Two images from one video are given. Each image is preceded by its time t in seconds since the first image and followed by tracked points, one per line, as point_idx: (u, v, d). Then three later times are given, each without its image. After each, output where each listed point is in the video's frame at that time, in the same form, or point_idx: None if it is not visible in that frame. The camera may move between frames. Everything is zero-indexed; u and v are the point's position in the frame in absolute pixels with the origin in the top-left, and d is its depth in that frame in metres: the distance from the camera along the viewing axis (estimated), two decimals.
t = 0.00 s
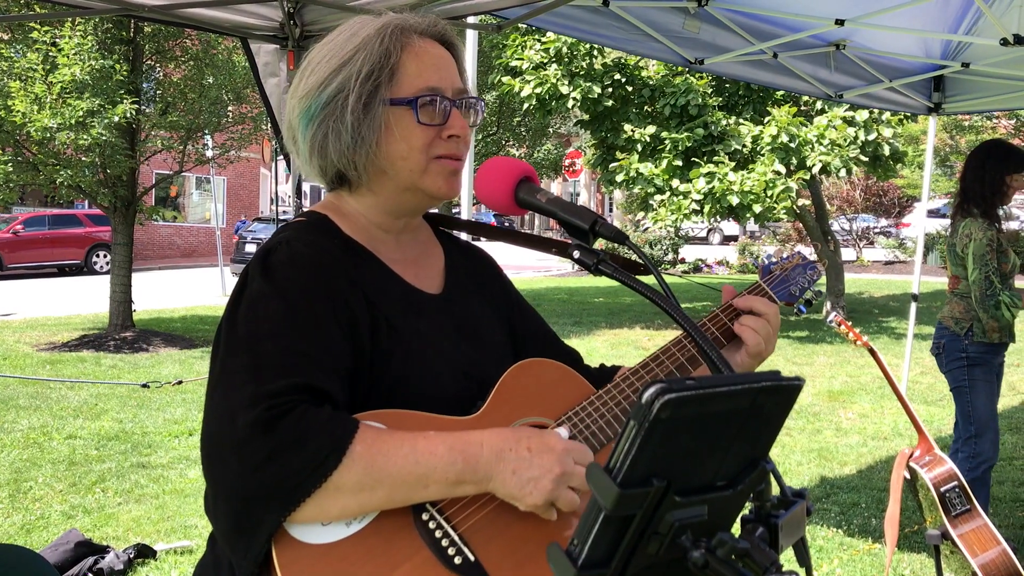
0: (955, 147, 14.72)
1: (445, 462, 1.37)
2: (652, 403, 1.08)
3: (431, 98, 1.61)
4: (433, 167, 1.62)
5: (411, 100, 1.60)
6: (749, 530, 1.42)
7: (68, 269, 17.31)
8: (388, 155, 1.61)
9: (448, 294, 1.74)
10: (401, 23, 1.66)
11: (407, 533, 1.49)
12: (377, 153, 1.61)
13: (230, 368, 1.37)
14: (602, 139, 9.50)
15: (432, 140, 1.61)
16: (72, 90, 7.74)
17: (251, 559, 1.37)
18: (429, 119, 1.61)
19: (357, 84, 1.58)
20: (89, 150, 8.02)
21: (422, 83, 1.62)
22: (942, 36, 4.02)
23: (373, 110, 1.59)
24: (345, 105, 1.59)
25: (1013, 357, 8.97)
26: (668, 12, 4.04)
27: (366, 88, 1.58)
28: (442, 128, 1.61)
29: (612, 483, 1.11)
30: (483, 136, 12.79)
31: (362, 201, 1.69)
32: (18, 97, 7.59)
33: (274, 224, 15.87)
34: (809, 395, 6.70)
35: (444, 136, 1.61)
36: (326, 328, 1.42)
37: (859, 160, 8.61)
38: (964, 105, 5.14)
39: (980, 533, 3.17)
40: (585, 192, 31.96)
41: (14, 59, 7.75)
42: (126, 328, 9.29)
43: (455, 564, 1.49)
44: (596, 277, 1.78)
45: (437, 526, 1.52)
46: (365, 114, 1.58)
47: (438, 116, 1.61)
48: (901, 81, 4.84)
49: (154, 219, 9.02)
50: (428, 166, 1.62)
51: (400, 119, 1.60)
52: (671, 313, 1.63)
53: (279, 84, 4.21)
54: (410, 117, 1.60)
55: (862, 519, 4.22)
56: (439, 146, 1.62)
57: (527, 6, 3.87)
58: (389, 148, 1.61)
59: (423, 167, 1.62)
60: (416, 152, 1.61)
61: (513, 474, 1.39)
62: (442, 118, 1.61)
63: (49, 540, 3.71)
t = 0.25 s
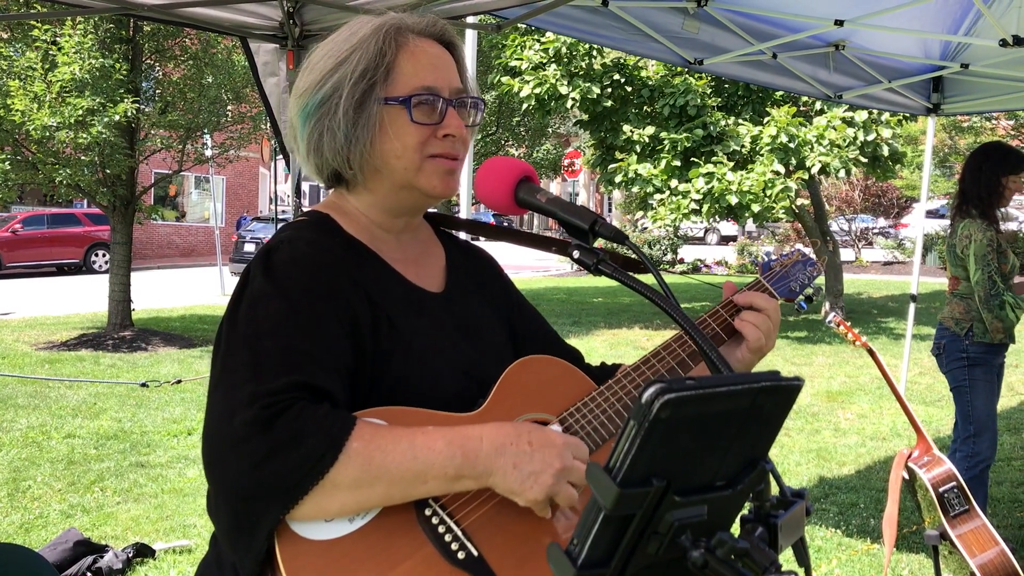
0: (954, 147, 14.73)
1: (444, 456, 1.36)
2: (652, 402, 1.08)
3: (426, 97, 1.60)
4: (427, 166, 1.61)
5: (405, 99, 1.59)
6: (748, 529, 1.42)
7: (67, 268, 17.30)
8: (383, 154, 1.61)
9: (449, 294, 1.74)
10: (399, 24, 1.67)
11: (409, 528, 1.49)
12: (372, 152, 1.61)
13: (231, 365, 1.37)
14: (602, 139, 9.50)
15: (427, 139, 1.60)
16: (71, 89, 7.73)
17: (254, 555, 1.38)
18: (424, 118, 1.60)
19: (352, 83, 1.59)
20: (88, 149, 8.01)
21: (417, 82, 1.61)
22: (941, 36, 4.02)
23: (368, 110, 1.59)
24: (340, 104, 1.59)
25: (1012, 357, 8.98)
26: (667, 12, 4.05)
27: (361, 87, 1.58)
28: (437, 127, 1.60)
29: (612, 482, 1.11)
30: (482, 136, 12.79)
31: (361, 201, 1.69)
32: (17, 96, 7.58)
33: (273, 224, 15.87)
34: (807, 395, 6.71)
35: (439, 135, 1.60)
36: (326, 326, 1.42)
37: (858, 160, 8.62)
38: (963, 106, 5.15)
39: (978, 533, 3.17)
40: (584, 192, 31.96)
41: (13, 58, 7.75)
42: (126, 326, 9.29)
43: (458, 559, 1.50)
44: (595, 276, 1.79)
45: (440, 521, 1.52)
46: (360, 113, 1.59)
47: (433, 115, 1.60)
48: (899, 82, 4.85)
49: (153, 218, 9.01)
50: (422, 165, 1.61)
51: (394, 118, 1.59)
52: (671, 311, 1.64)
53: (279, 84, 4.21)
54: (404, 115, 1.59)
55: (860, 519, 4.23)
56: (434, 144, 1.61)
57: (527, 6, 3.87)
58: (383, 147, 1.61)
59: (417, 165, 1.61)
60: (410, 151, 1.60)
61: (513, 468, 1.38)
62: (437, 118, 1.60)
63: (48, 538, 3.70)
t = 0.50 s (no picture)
0: (954, 147, 14.72)
1: (449, 455, 1.36)
2: (653, 402, 1.08)
3: (426, 97, 1.60)
4: (425, 166, 1.61)
5: (403, 99, 1.59)
6: (749, 529, 1.42)
7: (67, 267, 17.29)
8: (382, 154, 1.61)
9: (451, 293, 1.74)
10: (399, 23, 1.66)
11: (413, 527, 1.49)
12: (371, 152, 1.61)
13: (235, 363, 1.37)
14: (602, 139, 9.50)
15: (425, 139, 1.60)
16: (71, 88, 7.73)
17: (258, 553, 1.38)
18: (422, 119, 1.60)
19: (351, 83, 1.59)
20: (88, 148, 8.01)
21: (417, 82, 1.61)
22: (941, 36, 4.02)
23: (367, 109, 1.59)
24: (338, 104, 1.60)
25: (1011, 357, 8.98)
26: (666, 12, 4.05)
27: (359, 87, 1.59)
28: (436, 128, 1.60)
29: (612, 482, 1.11)
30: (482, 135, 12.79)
31: (362, 200, 1.69)
32: (17, 95, 7.58)
33: (273, 223, 15.86)
34: (807, 395, 6.71)
35: (438, 135, 1.60)
36: (330, 325, 1.42)
37: (858, 160, 8.62)
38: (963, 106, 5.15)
39: (978, 533, 3.17)
40: (584, 192, 31.97)
41: (14, 57, 7.75)
42: (126, 326, 9.29)
43: (462, 557, 1.49)
44: (596, 276, 1.79)
45: (444, 519, 1.52)
46: (359, 113, 1.59)
47: (432, 116, 1.60)
48: (900, 81, 4.85)
49: (153, 217, 9.01)
50: (420, 165, 1.61)
51: (393, 119, 1.59)
52: (671, 312, 1.64)
53: (279, 83, 4.21)
54: (402, 116, 1.59)
55: (860, 519, 4.23)
56: (433, 145, 1.61)
57: (527, 5, 3.87)
58: (382, 147, 1.61)
59: (416, 166, 1.60)
60: (409, 151, 1.60)
61: (518, 468, 1.40)
62: (436, 118, 1.60)
63: (48, 538, 3.70)
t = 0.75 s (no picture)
0: (954, 147, 14.70)
1: (453, 453, 1.37)
2: (654, 401, 1.08)
3: (426, 98, 1.60)
4: (425, 167, 1.60)
5: (404, 100, 1.58)
6: (750, 529, 1.42)
7: (67, 267, 17.29)
8: (382, 154, 1.61)
9: (453, 293, 1.74)
10: (402, 22, 1.66)
11: (417, 527, 1.49)
12: (371, 152, 1.61)
13: (239, 362, 1.37)
14: (602, 138, 9.49)
15: (426, 140, 1.59)
16: (71, 87, 7.73)
17: (263, 552, 1.38)
18: (422, 120, 1.59)
19: (351, 83, 1.59)
20: (88, 147, 8.01)
21: (418, 82, 1.60)
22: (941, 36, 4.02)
23: (367, 110, 1.59)
24: (339, 103, 1.60)
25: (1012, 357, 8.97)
26: (666, 11, 4.05)
27: (360, 87, 1.58)
28: (436, 129, 1.59)
29: (614, 482, 1.11)
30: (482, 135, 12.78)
31: (364, 200, 1.69)
32: (17, 94, 7.58)
33: (273, 223, 15.84)
34: (807, 395, 6.71)
35: (438, 137, 1.59)
36: (334, 323, 1.41)
37: (858, 160, 8.61)
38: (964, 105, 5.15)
39: (979, 533, 3.17)
40: (584, 192, 31.98)
41: (14, 56, 7.75)
42: (126, 325, 9.29)
43: (466, 558, 1.50)
44: (597, 276, 1.79)
45: (447, 520, 1.52)
46: (359, 113, 1.59)
47: (432, 117, 1.59)
48: (900, 81, 4.85)
49: (154, 217, 9.02)
50: (420, 166, 1.60)
51: (393, 119, 1.59)
52: (673, 312, 1.64)
53: (279, 82, 4.21)
54: (402, 116, 1.59)
55: (861, 519, 4.23)
56: (433, 146, 1.60)
57: (527, 4, 3.87)
58: (383, 147, 1.61)
59: (415, 167, 1.60)
60: (408, 152, 1.60)
61: (521, 466, 1.39)
62: (437, 119, 1.59)
63: (48, 537, 3.69)
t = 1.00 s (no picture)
0: (955, 146, 14.68)
1: (457, 456, 1.37)
2: (656, 402, 1.08)
3: (426, 100, 1.59)
4: (425, 170, 1.60)
5: (404, 102, 1.58)
6: (751, 529, 1.42)
7: (67, 266, 17.29)
8: (382, 156, 1.61)
9: (455, 293, 1.74)
10: (403, 23, 1.65)
11: (418, 527, 1.49)
12: (372, 153, 1.61)
13: (242, 362, 1.37)
14: (603, 138, 9.49)
15: (426, 143, 1.59)
16: (72, 87, 7.73)
17: (265, 552, 1.37)
18: (422, 122, 1.59)
19: (352, 85, 1.59)
20: (89, 147, 8.01)
21: (418, 84, 1.60)
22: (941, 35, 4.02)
23: (368, 111, 1.58)
24: (340, 104, 1.59)
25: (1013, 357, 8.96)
26: (666, 11, 4.05)
27: (360, 89, 1.58)
28: (437, 131, 1.59)
29: (614, 483, 1.11)
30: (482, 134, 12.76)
31: (365, 200, 1.69)
32: (18, 94, 7.58)
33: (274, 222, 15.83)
34: (808, 394, 6.71)
35: (438, 139, 1.59)
36: (337, 323, 1.42)
37: (859, 159, 8.61)
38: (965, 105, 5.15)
39: (979, 532, 3.17)
40: (585, 191, 31.97)
41: (14, 56, 7.75)
42: (127, 325, 9.28)
43: (467, 559, 1.50)
44: (598, 276, 1.79)
45: (449, 521, 1.53)
46: (360, 115, 1.59)
47: (432, 119, 1.59)
48: (901, 80, 4.84)
49: (154, 217, 9.02)
50: (420, 169, 1.60)
51: (393, 121, 1.58)
52: (673, 313, 1.64)
53: (280, 82, 4.21)
54: (403, 118, 1.58)
55: (861, 519, 4.22)
56: (434, 148, 1.60)
57: (528, 4, 3.87)
58: (383, 149, 1.60)
59: (415, 169, 1.60)
60: (409, 154, 1.59)
61: (525, 467, 1.40)
62: (437, 122, 1.59)
63: (49, 537, 3.70)
